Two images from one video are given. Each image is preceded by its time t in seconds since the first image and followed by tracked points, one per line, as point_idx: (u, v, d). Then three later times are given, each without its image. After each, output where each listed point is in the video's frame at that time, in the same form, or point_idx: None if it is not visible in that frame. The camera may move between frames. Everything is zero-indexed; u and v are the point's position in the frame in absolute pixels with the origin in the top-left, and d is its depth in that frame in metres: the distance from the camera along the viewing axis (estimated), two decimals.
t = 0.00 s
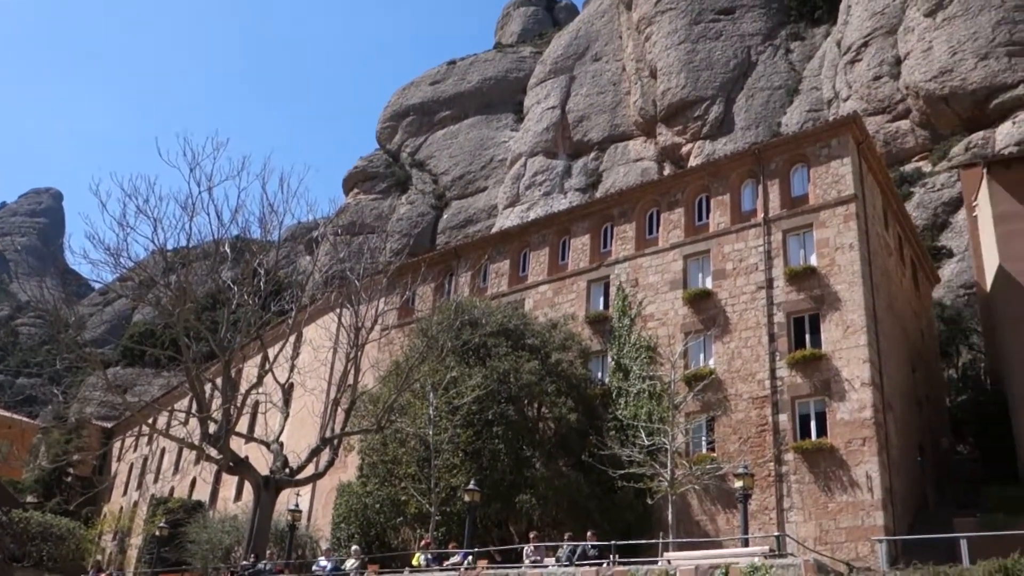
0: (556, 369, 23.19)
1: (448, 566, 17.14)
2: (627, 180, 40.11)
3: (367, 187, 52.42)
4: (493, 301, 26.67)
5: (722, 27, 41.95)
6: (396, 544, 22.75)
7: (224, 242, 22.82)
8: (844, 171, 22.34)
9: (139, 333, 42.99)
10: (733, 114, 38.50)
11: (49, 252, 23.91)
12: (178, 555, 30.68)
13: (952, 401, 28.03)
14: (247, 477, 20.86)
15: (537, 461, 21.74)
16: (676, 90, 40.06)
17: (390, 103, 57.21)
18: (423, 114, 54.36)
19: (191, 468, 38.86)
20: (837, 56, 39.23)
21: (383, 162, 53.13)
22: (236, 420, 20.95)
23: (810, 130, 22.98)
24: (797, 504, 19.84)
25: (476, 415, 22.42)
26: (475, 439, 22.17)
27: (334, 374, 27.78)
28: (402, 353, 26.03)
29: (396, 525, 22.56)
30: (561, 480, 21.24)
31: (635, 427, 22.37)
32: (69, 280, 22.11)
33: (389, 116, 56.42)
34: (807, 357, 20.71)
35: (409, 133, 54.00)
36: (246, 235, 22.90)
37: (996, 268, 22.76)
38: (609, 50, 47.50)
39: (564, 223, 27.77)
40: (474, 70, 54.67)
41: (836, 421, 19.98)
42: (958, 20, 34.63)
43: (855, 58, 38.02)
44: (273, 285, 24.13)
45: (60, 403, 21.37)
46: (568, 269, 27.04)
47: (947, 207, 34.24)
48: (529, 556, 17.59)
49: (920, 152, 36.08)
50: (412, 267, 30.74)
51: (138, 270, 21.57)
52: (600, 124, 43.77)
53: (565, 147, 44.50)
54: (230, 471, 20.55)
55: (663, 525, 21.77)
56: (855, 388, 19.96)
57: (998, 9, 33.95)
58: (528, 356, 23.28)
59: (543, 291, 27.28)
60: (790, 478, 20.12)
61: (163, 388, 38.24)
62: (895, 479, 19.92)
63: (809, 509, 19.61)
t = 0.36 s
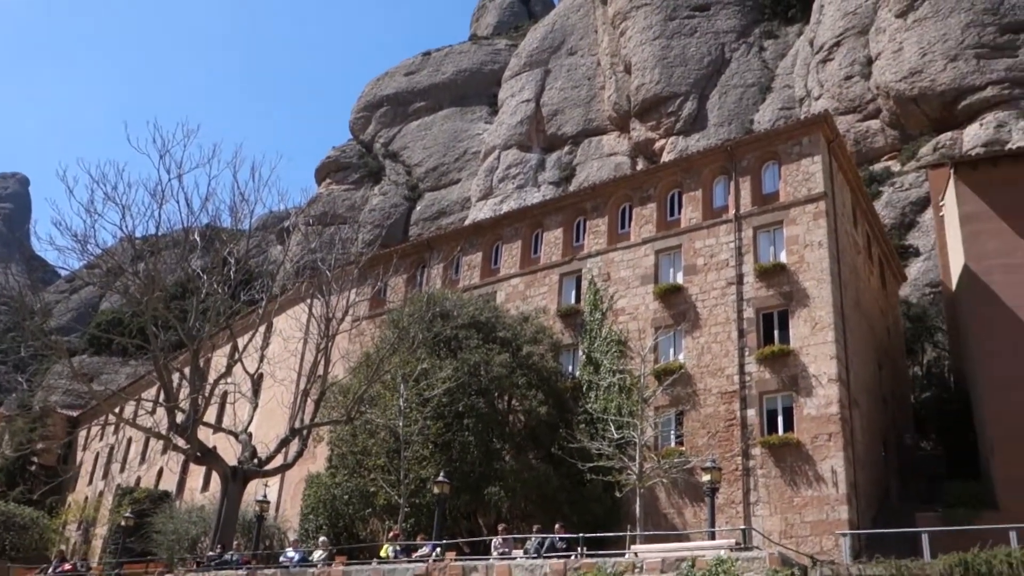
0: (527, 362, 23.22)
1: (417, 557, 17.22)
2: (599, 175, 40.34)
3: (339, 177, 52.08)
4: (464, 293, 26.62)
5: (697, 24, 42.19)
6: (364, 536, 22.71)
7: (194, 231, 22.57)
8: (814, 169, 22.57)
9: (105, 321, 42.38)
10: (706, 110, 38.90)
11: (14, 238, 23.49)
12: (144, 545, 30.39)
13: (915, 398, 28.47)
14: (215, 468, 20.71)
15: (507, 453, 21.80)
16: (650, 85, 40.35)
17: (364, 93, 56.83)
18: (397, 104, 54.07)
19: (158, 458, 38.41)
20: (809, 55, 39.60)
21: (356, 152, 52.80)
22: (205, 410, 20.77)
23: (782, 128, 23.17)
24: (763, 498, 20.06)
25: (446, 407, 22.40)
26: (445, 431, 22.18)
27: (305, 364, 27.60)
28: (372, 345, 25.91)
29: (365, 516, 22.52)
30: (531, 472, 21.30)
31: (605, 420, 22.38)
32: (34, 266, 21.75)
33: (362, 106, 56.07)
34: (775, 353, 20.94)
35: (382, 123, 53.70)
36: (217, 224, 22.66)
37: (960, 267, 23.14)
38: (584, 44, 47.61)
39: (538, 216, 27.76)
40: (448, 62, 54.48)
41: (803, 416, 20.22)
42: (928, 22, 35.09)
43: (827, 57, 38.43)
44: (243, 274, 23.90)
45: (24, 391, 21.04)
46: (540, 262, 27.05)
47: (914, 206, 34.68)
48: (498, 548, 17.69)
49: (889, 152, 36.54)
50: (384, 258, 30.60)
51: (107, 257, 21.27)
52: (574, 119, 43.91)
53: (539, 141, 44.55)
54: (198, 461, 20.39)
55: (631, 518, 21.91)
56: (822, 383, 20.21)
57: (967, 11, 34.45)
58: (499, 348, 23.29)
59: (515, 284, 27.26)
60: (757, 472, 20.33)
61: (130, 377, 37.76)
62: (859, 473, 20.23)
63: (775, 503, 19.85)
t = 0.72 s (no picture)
0: (498, 356, 23.20)
1: (384, 550, 17.14)
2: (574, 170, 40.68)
3: (313, 167, 51.78)
4: (436, 286, 26.52)
5: (673, 21, 43.11)
6: (332, 528, 22.60)
7: (164, 218, 22.29)
8: (787, 169, 22.71)
9: (72, 308, 41.75)
10: (682, 107, 39.73)
11: None
12: (108, 535, 30.03)
13: (882, 397, 28.78)
14: (182, 458, 20.50)
15: (477, 447, 21.79)
16: (626, 81, 41.06)
17: (339, 83, 56.50)
18: (372, 95, 53.65)
19: (124, 448, 37.94)
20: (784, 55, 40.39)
21: (330, 142, 52.50)
22: (172, 399, 20.55)
23: (756, 127, 23.30)
24: (730, 494, 20.19)
25: (417, 400, 22.33)
26: (415, 423, 22.12)
27: (275, 355, 27.39)
28: (343, 336, 25.75)
29: (333, 508, 22.41)
30: (500, 466, 21.27)
31: (575, 415, 22.41)
32: None
33: (337, 96, 55.75)
34: (745, 350, 21.07)
35: (357, 114, 53.35)
36: (187, 211, 22.40)
37: (927, 268, 23.41)
38: (561, 38, 47.99)
39: (511, 210, 27.72)
40: (425, 54, 54.31)
41: (771, 413, 20.36)
42: (902, 25, 35.77)
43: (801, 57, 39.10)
44: (213, 263, 23.66)
45: None
46: (513, 256, 27.02)
47: (885, 207, 34.97)
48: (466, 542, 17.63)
49: (861, 153, 36.91)
50: (356, 249, 30.42)
51: (74, 243, 20.95)
52: (550, 113, 44.18)
53: (515, 134, 44.76)
54: (164, 451, 20.16)
55: (599, 512, 21.96)
56: (790, 381, 20.35)
57: (939, 15, 35.10)
58: (471, 341, 23.25)
59: (487, 278, 27.22)
60: (725, 468, 20.45)
61: (96, 365, 37.26)
62: (826, 470, 20.42)
63: (742, 499, 19.97)
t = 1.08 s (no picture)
0: (466, 351, 23.22)
1: (349, 544, 17.08)
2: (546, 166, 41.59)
3: (283, 158, 51.69)
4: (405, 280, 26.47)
5: (647, 20, 44.50)
6: (297, 522, 22.51)
7: (131, 207, 22.01)
8: (756, 169, 22.89)
9: (35, 296, 41.07)
10: (653, 106, 40.96)
11: None
12: (69, 526, 29.64)
13: (846, 397, 29.14)
14: (145, 450, 20.28)
15: (444, 442, 21.79)
16: (599, 79, 42.13)
17: (311, 74, 56.40)
18: (344, 87, 53.85)
19: (86, 439, 37.46)
20: (756, 57, 41.41)
21: (301, 134, 52.52)
22: (136, 390, 20.30)
23: (727, 127, 23.46)
24: (695, 492, 20.34)
25: (385, 394, 22.29)
26: (382, 418, 22.07)
27: (242, 346, 27.25)
28: (311, 329, 25.62)
29: (298, 502, 22.31)
30: (467, 461, 21.29)
31: (542, 411, 22.47)
32: None
33: (310, 88, 55.74)
34: (712, 349, 21.23)
35: (329, 106, 53.54)
36: (154, 201, 22.13)
37: (893, 271, 23.72)
38: (535, 35, 49.07)
39: (483, 206, 27.70)
40: (398, 47, 54.50)
41: (736, 412, 20.55)
42: (872, 29, 36.41)
43: (773, 60, 40.01)
44: (180, 254, 23.43)
45: None
46: (483, 252, 27.01)
47: (851, 210, 35.35)
48: (431, 537, 17.64)
49: (830, 156, 37.32)
50: (325, 241, 30.29)
51: (38, 231, 20.62)
52: (522, 108, 45.25)
53: (487, 130, 45.64)
54: (127, 443, 19.93)
55: (564, 508, 22.05)
56: (756, 380, 20.54)
57: (908, 21, 35.74)
58: (439, 336, 23.23)
59: (457, 273, 27.20)
60: (690, 466, 20.60)
61: (59, 354, 36.76)
62: (789, 469, 20.65)
63: (707, 497, 20.14)
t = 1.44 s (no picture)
0: (432, 348, 23.17)
1: (311, 540, 16.93)
2: (515, 164, 41.93)
3: (251, 151, 51.60)
4: (372, 277, 26.35)
5: (619, 22, 45.17)
6: (258, 518, 22.34)
7: (93, 196, 21.64)
8: (723, 173, 23.07)
9: None
10: (623, 108, 41.28)
11: None
12: (24, 520, 29.15)
13: (807, 400, 29.48)
14: (104, 443, 19.96)
15: (408, 439, 21.73)
16: (570, 79, 42.82)
17: (280, 66, 56.28)
18: (314, 80, 53.97)
19: (44, 431, 36.84)
20: (726, 61, 41.85)
21: (269, 126, 52.39)
22: (96, 383, 19.96)
23: (696, 130, 23.60)
24: (657, 492, 20.46)
25: (349, 390, 22.15)
26: (346, 414, 21.93)
27: (204, 340, 27.01)
28: (275, 323, 25.42)
29: (259, 498, 22.14)
30: (431, 459, 21.24)
31: (507, 410, 22.45)
32: None
33: (279, 80, 55.62)
34: (676, 350, 21.36)
35: (298, 99, 53.61)
36: (117, 190, 21.76)
37: (855, 276, 24.01)
38: (506, 32, 49.58)
39: (451, 202, 27.61)
40: (369, 41, 54.72)
41: (700, 413, 20.70)
42: (840, 37, 37.03)
43: (742, 64, 40.49)
44: (143, 245, 23.10)
45: None
46: (451, 249, 26.92)
47: (817, 215, 35.65)
48: (393, 534, 17.53)
49: (796, 160, 37.78)
50: (291, 236, 30.05)
51: None
52: (493, 106, 45.52)
53: (457, 126, 46.31)
54: (85, 436, 19.60)
55: (527, 506, 22.08)
56: (720, 382, 20.70)
57: (875, 30, 36.39)
58: (405, 333, 23.14)
59: (425, 270, 27.11)
60: (653, 466, 20.71)
61: (16, 345, 36.13)
62: (750, 470, 20.84)
63: (669, 497, 20.26)
